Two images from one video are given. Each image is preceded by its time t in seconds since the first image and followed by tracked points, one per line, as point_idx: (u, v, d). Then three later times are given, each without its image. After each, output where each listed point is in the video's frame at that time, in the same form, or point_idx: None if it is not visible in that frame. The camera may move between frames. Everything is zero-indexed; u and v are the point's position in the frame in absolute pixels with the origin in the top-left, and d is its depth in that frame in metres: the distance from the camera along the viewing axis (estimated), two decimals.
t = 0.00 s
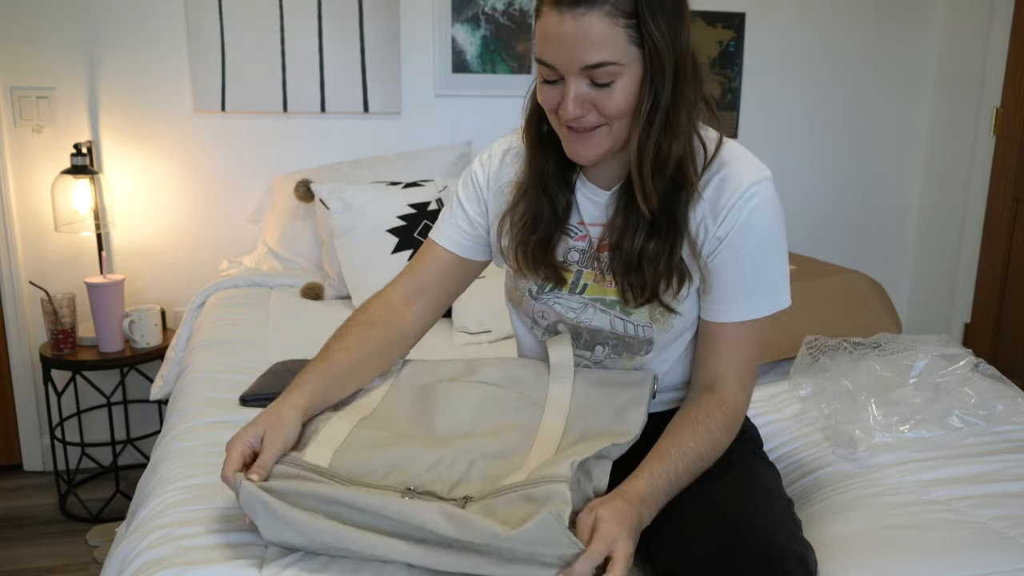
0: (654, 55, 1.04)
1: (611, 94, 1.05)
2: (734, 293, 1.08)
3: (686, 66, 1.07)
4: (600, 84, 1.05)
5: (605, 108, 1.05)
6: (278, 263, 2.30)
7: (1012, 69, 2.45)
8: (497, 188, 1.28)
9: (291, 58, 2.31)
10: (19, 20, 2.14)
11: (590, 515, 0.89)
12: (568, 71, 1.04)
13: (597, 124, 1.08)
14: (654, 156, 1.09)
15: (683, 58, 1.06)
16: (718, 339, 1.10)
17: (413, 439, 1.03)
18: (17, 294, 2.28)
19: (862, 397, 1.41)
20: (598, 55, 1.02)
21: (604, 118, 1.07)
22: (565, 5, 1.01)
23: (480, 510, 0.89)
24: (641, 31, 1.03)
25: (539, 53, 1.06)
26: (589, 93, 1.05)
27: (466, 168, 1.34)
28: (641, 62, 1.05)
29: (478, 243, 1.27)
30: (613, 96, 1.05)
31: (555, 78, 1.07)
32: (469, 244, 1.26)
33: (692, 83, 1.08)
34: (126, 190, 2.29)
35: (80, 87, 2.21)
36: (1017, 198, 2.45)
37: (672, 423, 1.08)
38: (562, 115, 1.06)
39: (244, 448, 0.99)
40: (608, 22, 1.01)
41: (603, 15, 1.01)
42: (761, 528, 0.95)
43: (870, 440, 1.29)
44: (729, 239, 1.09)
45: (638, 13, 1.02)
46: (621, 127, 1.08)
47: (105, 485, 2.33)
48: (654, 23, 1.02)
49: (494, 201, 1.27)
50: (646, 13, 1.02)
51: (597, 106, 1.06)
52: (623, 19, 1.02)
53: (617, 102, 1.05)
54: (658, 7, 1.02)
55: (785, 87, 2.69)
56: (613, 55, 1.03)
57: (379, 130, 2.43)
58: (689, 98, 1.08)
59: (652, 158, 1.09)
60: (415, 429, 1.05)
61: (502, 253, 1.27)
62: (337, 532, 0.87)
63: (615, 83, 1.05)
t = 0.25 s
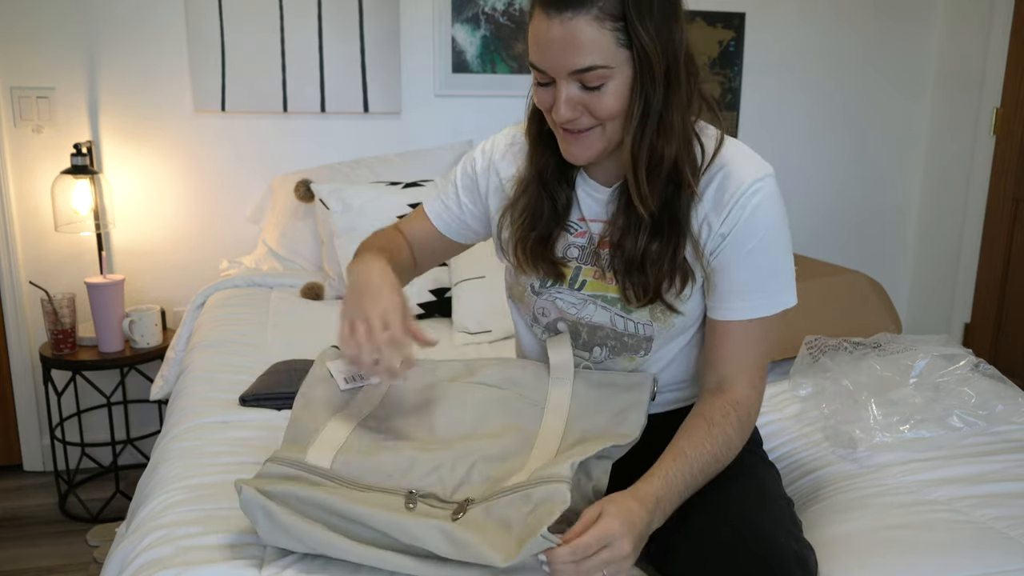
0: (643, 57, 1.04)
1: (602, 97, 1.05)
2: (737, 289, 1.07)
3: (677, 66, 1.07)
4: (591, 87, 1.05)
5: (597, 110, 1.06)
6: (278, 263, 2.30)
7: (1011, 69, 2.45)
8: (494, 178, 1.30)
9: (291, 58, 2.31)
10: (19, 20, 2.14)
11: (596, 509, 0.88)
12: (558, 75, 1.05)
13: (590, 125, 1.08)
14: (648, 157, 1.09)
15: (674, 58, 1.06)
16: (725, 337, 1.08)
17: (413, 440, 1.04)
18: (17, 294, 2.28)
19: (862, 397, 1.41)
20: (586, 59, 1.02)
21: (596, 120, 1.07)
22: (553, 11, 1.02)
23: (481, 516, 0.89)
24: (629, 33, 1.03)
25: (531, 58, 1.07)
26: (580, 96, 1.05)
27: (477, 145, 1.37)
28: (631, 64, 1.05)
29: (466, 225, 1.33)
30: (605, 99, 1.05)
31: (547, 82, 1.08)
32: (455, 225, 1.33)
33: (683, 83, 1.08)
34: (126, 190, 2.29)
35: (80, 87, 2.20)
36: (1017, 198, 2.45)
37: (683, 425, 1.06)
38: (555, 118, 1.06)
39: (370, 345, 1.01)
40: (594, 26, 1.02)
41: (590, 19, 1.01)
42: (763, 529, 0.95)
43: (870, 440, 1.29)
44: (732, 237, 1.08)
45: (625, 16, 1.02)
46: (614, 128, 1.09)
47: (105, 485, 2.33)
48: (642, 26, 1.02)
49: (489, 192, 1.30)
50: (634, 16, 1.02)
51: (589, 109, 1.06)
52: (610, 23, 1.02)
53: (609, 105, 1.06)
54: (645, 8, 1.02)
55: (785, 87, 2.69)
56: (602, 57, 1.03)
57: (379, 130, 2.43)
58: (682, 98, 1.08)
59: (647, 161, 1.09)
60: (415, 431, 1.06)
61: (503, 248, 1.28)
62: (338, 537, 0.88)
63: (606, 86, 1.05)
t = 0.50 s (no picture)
0: (634, 60, 1.03)
1: (593, 98, 1.06)
2: (730, 294, 1.05)
3: (670, 70, 1.05)
4: (583, 87, 1.05)
5: (588, 110, 1.07)
6: (278, 263, 2.30)
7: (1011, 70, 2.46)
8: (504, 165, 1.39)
9: (292, 58, 2.31)
10: (19, 20, 2.14)
11: (585, 526, 0.89)
12: (553, 75, 1.06)
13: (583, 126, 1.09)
14: (630, 162, 1.07)
15: (666, 61, 1.04)
16: (715, 343, 1.06)
17: (415, 439, 1.03)
18: (17, 295, 2.28)
19: (862, 397, 1.41)
20: (576, 60, 1.03)
21: (590, 122, 1.08)
22: (550, 11, 1.03)
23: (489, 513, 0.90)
24: (620, 35, 1.02)
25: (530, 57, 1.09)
26: (572, 96, 1.06)
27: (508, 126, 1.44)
28: (624, 66, 1.05)
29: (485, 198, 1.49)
30: (597, 100, 1.06)
31: (545, 81, 1.09)
32: (478, 194, 1.49)
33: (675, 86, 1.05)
34: (126, 190, 2.29)
35: (80, 87, 2.20)
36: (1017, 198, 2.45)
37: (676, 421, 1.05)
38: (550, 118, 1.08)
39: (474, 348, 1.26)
40: (585, 28, 1.02)
41: (583, 20, 1.02)
42: (762, 529, 0.95)
43: (870, 440, 1.29)
44: (725, 240, 1.06)
45: (618, 18, 1.02)
46: (607, 133, 1.09)
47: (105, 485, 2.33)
48: (635, 29, 1.02)
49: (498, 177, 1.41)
50: (626, 19, 1.01)
51: (583, 111, 1.07)
52: (604, 24, 1.02)
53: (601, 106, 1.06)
54: (638, 11, 1.02)
55: (785, 88, 2.69)
56: (592, 59, 1.03)
57: (379, 130, 2.43)
58: (672, 101, 1.05)
59: (631, 165, 1.07)
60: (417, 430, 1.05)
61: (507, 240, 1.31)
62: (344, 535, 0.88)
63: (602, 87, 1.05)
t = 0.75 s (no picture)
0: (628, 62, 1.03)
1: (586, 99, 1.06)
2: (746, 290, 1.05)
3: (664, 71, 1.04)
4: (578, 88, 1.06)
5: (582, 112, 1.07)
6: (278, 263, 2.30)
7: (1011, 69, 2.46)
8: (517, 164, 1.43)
9: (292, 58, 2.31)
10: (19, 20, 2.14)
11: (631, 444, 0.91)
12: (548, 75, 1.06)
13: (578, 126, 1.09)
14: (629, 160, 1.07)
15: (660, 63, 1.04)
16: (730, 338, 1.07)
17: (416, 440, 1.03)
18: (17, 295, 2.28)
19: (861, 397, 1.41)
20: (569, 61, 1.04)
21: (583, 121, 1.08)
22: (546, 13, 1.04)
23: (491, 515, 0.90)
24: (613, 37, 1.02)
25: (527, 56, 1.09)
26: (566, 97, 1.06)
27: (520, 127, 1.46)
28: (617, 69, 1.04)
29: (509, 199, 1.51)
30: (591, 100, 1.05)
31: (541, 81, 1.10)
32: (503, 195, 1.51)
33: (671, 88, 1.05)
34: (126, 190, 2.29)
35: (80, 87, 2.21)
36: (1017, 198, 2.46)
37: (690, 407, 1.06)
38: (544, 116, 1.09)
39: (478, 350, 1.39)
40: (577, 30, 1.02)
41: (575, 22, 1.02)
42: (762, 528, 0.95)
43: (869, 440, 1.29)
44: (737, 236, 1.06)
45: (610, 20, 1.02)
46: (602, 130, 1.08)
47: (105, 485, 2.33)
48: (626, 32, 1.02)
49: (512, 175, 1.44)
50: (619, 21, 1.02)
51: (576, 109, 1.07)
52: (596, 26, 1.02)
53: (595, 107, 1.06)
54: (630, 14, 1.02)
55: (785, 88, 2.69)
56: (584, 59, 1.03)
57: (379, 130, 2.43)
58: (667, 103, 1.05)
59: (627, 164, 1.07)
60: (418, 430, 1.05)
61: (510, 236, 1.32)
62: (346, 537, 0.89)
63: (593, 87, 1.05)
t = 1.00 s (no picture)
0: (616, 66, 1.04)
1: (580, 102, 1.07)
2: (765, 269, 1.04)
3: (652, 76, 1.04)
4: (572, 91, 1.07)
5: (576, 114, 1.08)
6: (278, 263, 2.30)
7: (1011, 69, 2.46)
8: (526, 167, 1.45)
9: (292, 58, 2.31)
10: (19, 20, 2.14)
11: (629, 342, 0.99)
12: (545, 79, 1.08)
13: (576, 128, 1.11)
14: (618, 163, 1.07)
15: (647, 67, 1.04)
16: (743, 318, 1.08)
17: (417, 440, 1.03)
18: (17, 295, 2.28)
19: (862, 397, 1.41)
20: (561, 66, 1.05)
21: (580, 123, 1.10)
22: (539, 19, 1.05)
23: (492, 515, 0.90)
24: (601, 43, 1.03)
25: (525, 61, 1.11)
26: (561, 100, 1.08)
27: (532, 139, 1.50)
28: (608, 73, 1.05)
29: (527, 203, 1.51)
30: (585, 102, 1.07)
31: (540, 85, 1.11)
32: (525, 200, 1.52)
33: (659, 91, 1.05)
34: (126, 190, 2.29)
35: (80, 87, 2.21)
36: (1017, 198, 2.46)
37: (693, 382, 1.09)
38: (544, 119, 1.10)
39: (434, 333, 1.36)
40: (566, 35, 1.03)
41: (567, 29, 1.03)
42: (765, 526, 0.95)
43: (870, 441, 1.29)
44: (749, 218, 1.06)
45: (598, 26, 1.02)
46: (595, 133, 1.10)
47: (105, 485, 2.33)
48: (613, 38, 1.02)
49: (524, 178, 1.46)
50: (607, 26, 1.02)
51: (572, 112, 1.09)
52: (586, 32, 1.03)
53: (591, 109, 1.07)
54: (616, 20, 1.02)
55: (785, 88, 2.69)
56: (575, 64, 1.04)
57: (379, 130, 2.43)
58: (655, 106, 1.05)
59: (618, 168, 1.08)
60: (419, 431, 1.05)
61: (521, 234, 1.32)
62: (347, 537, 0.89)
63: (587, 91, 1.06)
